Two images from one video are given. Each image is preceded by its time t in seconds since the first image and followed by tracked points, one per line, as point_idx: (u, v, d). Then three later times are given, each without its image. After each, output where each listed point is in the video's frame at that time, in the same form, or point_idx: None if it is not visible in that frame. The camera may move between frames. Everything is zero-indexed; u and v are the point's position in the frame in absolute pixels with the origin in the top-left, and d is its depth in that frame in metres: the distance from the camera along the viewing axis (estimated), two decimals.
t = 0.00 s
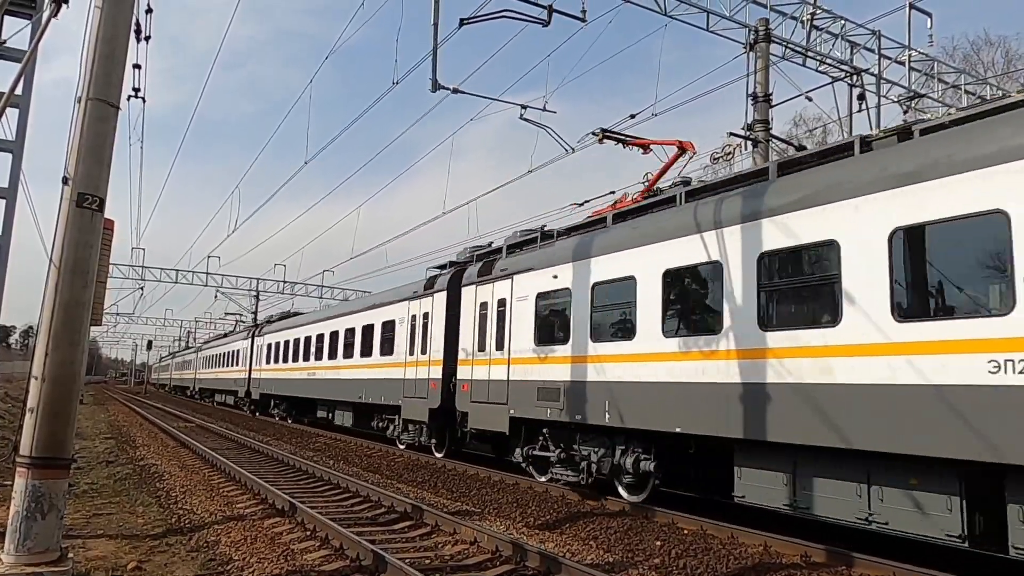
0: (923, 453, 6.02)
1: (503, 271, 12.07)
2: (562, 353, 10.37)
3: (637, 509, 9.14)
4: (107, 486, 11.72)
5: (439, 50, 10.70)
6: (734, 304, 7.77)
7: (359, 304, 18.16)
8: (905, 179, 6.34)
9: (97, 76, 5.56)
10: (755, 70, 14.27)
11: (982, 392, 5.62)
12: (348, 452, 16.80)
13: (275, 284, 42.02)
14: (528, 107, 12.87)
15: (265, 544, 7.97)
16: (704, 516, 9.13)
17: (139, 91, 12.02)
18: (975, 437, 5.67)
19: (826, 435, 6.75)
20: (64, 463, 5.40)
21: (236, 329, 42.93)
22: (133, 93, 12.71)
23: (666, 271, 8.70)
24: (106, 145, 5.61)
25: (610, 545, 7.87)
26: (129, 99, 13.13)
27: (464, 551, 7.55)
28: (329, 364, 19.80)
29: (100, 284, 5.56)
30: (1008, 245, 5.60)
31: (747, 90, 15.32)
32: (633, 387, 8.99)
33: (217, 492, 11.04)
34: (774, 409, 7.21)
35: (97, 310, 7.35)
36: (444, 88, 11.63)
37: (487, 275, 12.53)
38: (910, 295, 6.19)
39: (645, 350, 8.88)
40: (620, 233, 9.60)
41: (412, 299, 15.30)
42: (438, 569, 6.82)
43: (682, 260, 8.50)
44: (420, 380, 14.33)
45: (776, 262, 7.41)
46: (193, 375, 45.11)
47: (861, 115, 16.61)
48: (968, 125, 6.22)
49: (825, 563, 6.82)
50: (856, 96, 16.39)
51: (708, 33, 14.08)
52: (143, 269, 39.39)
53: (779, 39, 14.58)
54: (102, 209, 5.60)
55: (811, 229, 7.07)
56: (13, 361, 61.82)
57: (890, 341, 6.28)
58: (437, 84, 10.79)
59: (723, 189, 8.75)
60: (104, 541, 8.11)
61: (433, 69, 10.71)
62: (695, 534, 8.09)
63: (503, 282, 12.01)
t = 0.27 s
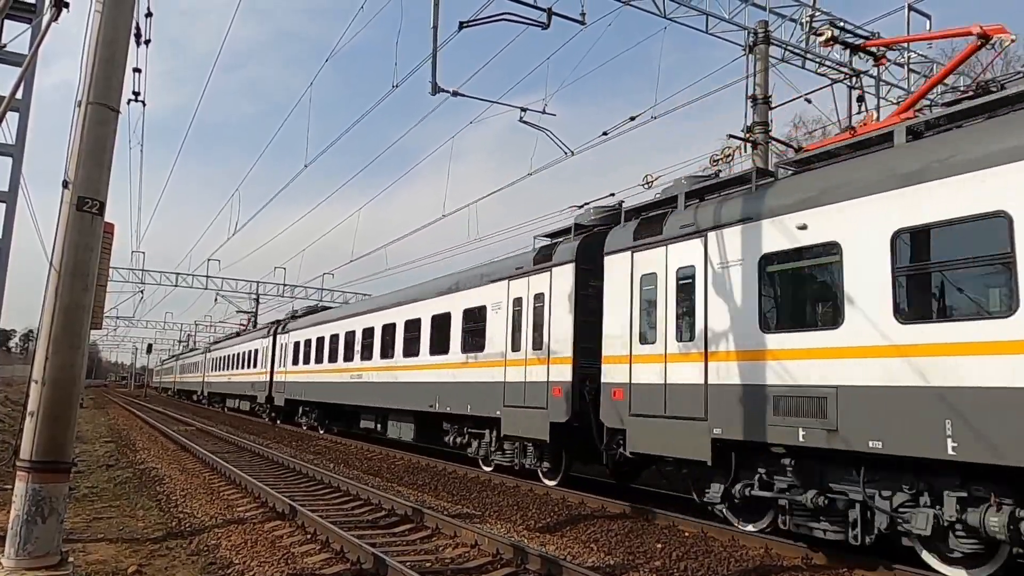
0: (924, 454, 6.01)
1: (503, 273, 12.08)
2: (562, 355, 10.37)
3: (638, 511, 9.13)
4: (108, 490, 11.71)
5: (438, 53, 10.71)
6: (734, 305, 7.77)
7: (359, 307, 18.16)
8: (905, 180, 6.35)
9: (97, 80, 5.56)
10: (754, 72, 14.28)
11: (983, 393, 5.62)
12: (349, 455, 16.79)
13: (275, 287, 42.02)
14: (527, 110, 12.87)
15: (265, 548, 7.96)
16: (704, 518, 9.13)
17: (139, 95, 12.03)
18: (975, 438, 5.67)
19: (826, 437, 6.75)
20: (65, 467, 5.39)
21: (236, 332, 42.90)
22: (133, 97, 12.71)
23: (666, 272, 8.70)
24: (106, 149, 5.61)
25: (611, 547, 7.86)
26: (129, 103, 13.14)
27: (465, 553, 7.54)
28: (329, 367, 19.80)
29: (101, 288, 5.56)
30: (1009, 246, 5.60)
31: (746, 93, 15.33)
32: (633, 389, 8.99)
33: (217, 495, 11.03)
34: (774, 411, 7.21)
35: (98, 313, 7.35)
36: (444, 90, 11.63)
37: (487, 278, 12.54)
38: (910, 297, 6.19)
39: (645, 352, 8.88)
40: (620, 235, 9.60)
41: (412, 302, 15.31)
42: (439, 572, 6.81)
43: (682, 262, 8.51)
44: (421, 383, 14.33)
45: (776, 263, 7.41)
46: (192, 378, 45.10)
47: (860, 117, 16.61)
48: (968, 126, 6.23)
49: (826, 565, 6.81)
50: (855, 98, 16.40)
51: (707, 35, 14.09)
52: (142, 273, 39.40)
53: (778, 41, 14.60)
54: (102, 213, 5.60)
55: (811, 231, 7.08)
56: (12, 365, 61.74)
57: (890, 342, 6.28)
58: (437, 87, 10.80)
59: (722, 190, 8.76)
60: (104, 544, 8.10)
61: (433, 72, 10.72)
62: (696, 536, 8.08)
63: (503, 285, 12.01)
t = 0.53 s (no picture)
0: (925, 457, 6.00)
1: (504, 276, 12.08)
2: (563, 357, 10.37)
3: (639, 514, 9.12)
4: (109, 491, 11.71)
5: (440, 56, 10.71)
6: (733, 309, 7.80)
7: (361, 309, 18.17)
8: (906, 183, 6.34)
9: (100, 82, 5.57)
10: (755, 75, 14.29)
11: (984, 395, 5.61)
12: (350, 457, 16.79)
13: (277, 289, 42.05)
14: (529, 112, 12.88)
15: (266, 550, 7.96)
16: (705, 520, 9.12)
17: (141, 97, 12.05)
18: (977, 440, 5.66)
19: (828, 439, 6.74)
20: (66, 469, 5.40)
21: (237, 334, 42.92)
22: (135, 99, 12.71)
23: (668, 275, 8.70)
24: (108, 151, 5.62)
25: (612, 550, 7.86)
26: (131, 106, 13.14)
27: (466, 556, 7.54)
28: (330, 369, 19.81)
29: (102, 290, 5.56)
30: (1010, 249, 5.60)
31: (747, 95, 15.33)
32: (634, 391, 8.99)
33: (218, 497, 11.03)
34: (775, 413, 7.20)
35: (99, 315, 7.36)
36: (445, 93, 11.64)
37: (489, 280, 12.54)
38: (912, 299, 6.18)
39: (646, 354, 8.88)
40: (621, 237, 9.60)
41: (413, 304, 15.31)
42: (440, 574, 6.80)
43: (684, 264, 8.51)
44: (421, 385, 14.33)
45: (777, 265, 7.41)
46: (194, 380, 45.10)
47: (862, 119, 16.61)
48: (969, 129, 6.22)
49: (828, 568, 6.80)
50: (857, 100, 16.40)
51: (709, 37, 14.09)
52: (144, 275, 39.43)
53: (779, 43, 14.60)
54: (104, 215, 5.61)
55: (813, 233, 7.08)
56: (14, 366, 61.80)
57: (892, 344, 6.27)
58: (438, 89, 10.80)
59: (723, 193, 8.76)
60: (105, 546, 8.10)
61: (434, 74, 10.72)
62: (697, 539, 8.07)
63: (504, 287, 12.02)
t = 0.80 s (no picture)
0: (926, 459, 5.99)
1: (505, 277, 12.09)
2: (563, 359, 10.37)
3: (639, 515, 9.11)
4: (109, 491, 11.72)
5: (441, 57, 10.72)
6: (733, 311, 7.79)
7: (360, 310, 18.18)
8: (907, 185, 6.35)
9: (100, 82, 5.57)
10: (756, 76, 14.29)
11: (985, 397, 5.60)
12: (350, 457, 16.79)
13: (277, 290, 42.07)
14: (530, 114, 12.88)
15: (265, 550, 7.96)
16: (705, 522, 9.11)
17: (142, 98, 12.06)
18: (977, 443, 5.65)
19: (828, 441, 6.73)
20: (66, 469, 5.40)
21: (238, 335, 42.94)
22: (137, 99, 12.72)
23: (668, 276, 8.70)
24: (109, 151, 5.62)
25: (612, 552, 7.85)
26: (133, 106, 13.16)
27: (466, 557, 7.53)
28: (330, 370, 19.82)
29: (103, 290, 5.57)
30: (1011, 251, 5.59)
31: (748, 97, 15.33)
32: (634, 393, 8.99)
33: (218, 498, 11.03)
34: (776, 415, 7.20)
35: (100, 315, 7.37)
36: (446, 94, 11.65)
37: (489, 281, 12.54)
38: (912, 301, 6.18)
39: (646, 356, 8.88)
40: (621, 239, 9.61)
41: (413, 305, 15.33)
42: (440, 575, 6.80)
43: (684, 266, 8.51)
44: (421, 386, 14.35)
45: (777, 267, 7.41)
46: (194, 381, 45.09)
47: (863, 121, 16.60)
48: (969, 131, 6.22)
49: (828, 570, 6.79)
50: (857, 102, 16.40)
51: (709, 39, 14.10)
52: (144, 275, 39.45)
53: (780, 45, 14.60)
54: (105, 215, 5.61)
55: (813, 235, 7.08)
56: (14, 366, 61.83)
57: (893, 346, 6.27)
58: (439, 91, 10.81)
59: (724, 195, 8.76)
60: (105, 546, 8.10)
61: (434, 75, 10.72)
62: (697, 540, 8.07)
63: (505, 288, 12.02)
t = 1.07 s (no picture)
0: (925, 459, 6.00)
1: (504, 276, 12.09)
2: (562, 358, 10.37)
3: (637, 514, 9.12)
4: (108, 489, 11.72)
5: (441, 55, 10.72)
6: (732, 310, 7.80)
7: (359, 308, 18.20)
8: (907, 185, 6.35)
9: (100, 79, 5.57)
10: (756, 75, 14.28)
11: (985, 397, 5.60)
12: (349, 455, 16.82)
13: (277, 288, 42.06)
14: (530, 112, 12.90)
15: (265, 548, 7.96)
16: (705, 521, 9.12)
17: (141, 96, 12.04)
18: (977, 443, 5.65)
19: (827, 440, 6.74)
20: (65, 467, 5.40)
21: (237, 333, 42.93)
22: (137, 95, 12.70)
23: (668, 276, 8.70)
24: (109, 149, 5.62)
25: (611, 550, 7.85)
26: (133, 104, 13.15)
27: (465, 555, 7.54)
28: (328, 368, 19.84)
29: (102, 288, 5.56)
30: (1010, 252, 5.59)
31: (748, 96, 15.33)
32: (634, 393, 8.99)
33: (217, 495, 11.04)
34: (776, 413, 7.21)
35: (99, 312, 7.37)
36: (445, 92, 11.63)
37: (488, 279, 12.54)
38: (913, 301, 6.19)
39: (647, 355, 8.87)
40: (620, 238, 9.61)
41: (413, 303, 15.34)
42: (439, 573, 6.80)
43: (683, 265, 8.51)
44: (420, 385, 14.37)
45: (777, 266, 7.42)
46: (193, 378, 45.12)
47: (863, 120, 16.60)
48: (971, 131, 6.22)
49: (827, 569, 6.80)
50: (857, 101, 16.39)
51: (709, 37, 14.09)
52: (144, 272, 39.47)
53: (780, 44, 14.59)
54: (105, 213, 5.61)
55: (812, 235, 7.09)
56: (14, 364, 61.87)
57: (892, 346, 6.27)
58: (439, 89, 10.81)
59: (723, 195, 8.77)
60: (104, 544, 8.10)
61: (434, 73, 10.72)
62: (696, 539, 8.08)
63: (504, 286, 12.02)
